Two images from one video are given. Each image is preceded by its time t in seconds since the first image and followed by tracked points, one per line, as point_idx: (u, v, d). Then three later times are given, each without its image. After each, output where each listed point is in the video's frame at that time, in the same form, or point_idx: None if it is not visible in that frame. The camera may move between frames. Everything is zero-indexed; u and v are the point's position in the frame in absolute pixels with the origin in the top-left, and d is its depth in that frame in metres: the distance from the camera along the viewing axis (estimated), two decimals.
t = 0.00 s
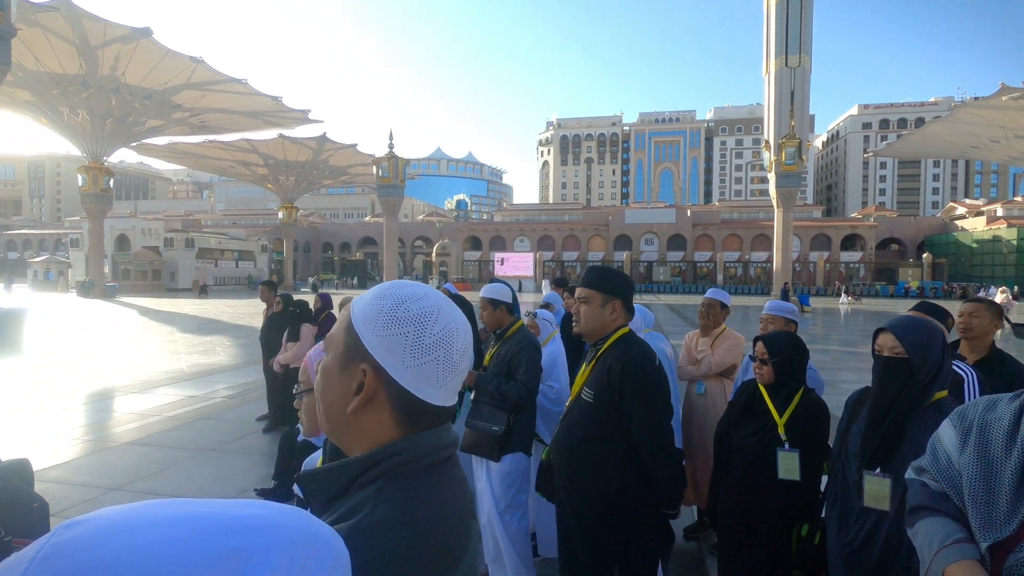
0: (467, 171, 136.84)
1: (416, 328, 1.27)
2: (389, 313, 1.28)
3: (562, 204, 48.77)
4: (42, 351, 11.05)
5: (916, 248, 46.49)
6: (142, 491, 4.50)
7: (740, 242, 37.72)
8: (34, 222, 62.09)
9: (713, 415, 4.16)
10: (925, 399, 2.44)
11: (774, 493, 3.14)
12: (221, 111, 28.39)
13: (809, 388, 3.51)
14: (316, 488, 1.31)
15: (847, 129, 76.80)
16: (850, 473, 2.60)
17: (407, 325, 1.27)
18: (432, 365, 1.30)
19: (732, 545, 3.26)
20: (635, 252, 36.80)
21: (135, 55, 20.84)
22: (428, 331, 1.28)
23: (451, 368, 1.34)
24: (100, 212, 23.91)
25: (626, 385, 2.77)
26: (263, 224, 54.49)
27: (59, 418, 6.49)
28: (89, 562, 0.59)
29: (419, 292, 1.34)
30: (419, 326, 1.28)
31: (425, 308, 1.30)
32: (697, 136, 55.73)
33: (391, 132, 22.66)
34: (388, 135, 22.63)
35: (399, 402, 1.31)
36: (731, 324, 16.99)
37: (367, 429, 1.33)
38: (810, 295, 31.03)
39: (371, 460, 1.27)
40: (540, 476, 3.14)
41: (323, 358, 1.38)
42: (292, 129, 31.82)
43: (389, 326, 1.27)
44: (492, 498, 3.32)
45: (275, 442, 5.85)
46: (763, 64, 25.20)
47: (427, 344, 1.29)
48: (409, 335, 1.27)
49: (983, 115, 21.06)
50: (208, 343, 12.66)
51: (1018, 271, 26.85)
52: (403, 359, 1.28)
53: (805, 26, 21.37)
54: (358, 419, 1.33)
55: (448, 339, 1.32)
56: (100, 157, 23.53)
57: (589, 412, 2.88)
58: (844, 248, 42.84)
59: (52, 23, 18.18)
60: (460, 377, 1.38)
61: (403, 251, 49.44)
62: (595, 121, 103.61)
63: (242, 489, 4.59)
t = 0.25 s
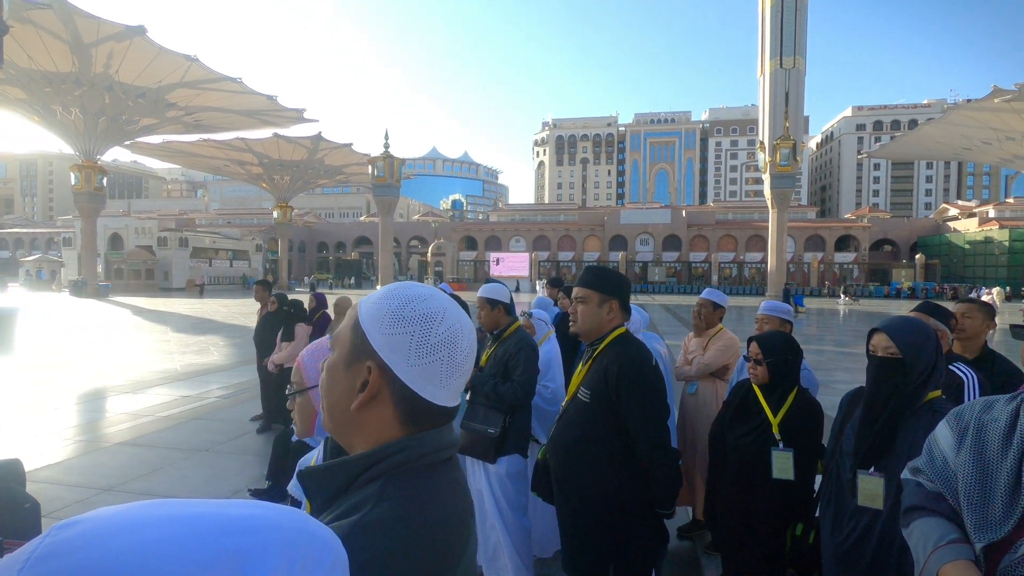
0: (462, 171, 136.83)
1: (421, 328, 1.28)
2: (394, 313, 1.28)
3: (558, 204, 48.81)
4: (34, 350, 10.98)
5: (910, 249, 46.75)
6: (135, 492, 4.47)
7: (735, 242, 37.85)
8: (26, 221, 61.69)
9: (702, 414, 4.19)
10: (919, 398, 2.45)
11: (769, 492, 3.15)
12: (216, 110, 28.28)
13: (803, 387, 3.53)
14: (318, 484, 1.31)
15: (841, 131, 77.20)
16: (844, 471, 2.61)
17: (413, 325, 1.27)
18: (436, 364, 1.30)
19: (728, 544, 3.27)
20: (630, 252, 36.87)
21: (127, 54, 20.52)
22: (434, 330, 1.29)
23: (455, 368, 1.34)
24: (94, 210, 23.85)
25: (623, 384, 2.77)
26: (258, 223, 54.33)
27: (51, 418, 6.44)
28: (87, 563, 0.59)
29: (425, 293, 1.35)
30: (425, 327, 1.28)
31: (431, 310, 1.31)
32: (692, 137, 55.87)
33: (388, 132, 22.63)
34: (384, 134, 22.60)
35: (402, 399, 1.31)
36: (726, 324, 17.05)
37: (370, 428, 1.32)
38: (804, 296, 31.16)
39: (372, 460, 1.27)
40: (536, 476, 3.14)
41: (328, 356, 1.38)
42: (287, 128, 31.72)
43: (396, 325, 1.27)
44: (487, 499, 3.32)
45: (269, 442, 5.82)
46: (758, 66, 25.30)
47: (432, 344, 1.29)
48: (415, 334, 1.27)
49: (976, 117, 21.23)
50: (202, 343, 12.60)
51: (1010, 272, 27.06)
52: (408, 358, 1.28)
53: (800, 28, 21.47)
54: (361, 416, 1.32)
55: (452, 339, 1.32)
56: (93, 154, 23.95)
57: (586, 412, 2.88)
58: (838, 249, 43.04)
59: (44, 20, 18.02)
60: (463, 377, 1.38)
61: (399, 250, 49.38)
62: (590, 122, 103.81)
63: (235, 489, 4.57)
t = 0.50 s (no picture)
0: (457, 171, 136.82)
1: (421, 328, 1.28)
2: (396, 312, 1.29)
3: (553, 205, 48.88)
4: (25, 351, 10.91)
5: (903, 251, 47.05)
6: (128, 493, 4.44)
7: (730, 244, 37.98)
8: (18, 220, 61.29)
9: (693, 415, 4.19)
10: (912, 398, 2.47)
11: (763, 491, 3.16)
12: (210, 109, 28.17)
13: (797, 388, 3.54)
14: (315, 483, 1.30)
15: (835, 133, 77.64)
16: (837, 471, 2.63)
17: (413, 324, 1.28)
18: (436, 364, 1.30)
19: (721, 545, 3.29)
20: (626, 254, 36.96)
21: (121, 53, 20.35)
22: (434, 331, 1.29)
23: (455, 368, 1.34)
24: (87, 210, 23.76)
25: (619, 384, 2.77)
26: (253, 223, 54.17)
27: (42, 419, 6.39)
28: (75, 565, 0.58)
29: (426, 295, 1.35)
30: (426, 326, 1.29)
31: (431, 311, 1.32)
32: (687, 138, 56.09)
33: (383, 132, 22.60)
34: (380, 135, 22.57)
35: (401, 397, 1.30)
36: (720, 325, 17.10)
37: (368, 426, 1.32)
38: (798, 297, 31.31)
39: (369, 458, 1.26)
40: (532, 476, 3.15)
41: (328, 354, 1.37)
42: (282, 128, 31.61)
43: (396, 325, 1.28)
44: (484, 501, 3.32)
45: (263, 443, 5.79)
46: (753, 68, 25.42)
47: (433, 344, 1.29)
48: (414, 335, 1.27)
49: (969, 120, 21.39)
50: (196, 343, 12.56)
51: (1001, 273, 27.24)
52: (406, 357, 1.28)
53: (794, 30, 21.59)
54: (360, 414, 1.32)
55: (452, 339, 1.33)
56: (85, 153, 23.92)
57: (582, 412, 2.89)
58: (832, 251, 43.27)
59: (37, 18, 17.86)
60: (462, 379, 1.38)
61: (394, 251, 49.31)
62: (585, 123, 104.04)
63: (229, 490, 4.55)
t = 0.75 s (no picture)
0: (453, 172, 136.83)
1: (412, 328, 1.28)
2: (387, 311, 1.29)
3: (549, 206, 48.93)
4: (18, 351, 10.86)
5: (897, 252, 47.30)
6: (121, 494, 4.42)
7: (725, 245, 38.11)
8: (11, 220, 60.96)
9: (685, 415, 4.20)
10: (905, 400, 2.48)
11: (756, 492, 3.18)
12: (205, 109, 28.08)
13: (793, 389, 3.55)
14: (304, 484, 1.30)
15: (829, 135, 78.02)
16: (831, 471, 2.63)
17: (405, 325, 1.28)
18: (427, 364, 1.30)
19: (715, 545, 3.30)
20: (621, 254, 37.03)
21: (115, 52, 20.21)
22: (424, 333, 1.29)
23: (446, 370, 1.34)
24: (80, 209, 23.67)
25: (614, 385, 2.78)
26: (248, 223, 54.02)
27: (34, 420, 6.35)
28: (61, 567, 0.58)
29: (419, 296, 1.35)
30: (416, 327, 1.28)
31: (423, 312, 1.31)
32: (682, 140, 56.27)
33: (379, 132, 22.57)
34: (376, 135, 22.54)
35: (391, 397, 1.30)
36: (716, 326, 17.13)
37: (358, 425, 1.32)
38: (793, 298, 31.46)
39: (358, 459, 1.26)
40: (528, 478, 3.15)
41: (319, 354, 1.37)
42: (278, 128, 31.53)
43: (386, 325, 1.28)
44: (482, 503, 3.33)
45: (257, 443, 5.78)
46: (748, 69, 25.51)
47: (423, 345, 1.29)
48: (405, 335, 1.28)
49: (963, 122, 21.53)
50: (190, 343, 12.52)
51: (994, 274, 27.29)
52: (397, 357, 1.28)
53: (789, 32, 21.69)
54: (350, 413, 1.32)
55: (443, 340, 1.33)
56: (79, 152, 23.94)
57: (577, 413, 2.89)
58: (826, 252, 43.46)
59: (29, 16, 17.70)
60: (454, 380, 1.38)
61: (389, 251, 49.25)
62: (581, 124, 104.21)
63: (223, 491, 4.53)
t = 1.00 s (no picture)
0: (451, 171, 136.86)
1: (404, 324, 1.28)
2: (378, 310, 1.28)
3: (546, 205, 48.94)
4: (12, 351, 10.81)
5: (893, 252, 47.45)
6: (118, 494, 4.40)
7: (722, 244, 38.17)
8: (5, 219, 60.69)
9: (682, 414, 4.20)
10: (902, 398, 2.49)
11: (754, 491, 3.18)
12: (202, 108, 27.99)
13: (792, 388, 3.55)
14: (298, 484, 1.29)
15: (826, 135, 78.23)
16: (829, 470, 2.63)
17: (397, 321, 1.27)
18: (418, 362, 1.30)
19: (713, 544, 3.30)
20: (618, 254, 37.07)
21: (111, 51, 19.98)
22: (416, 328, 1.29)
23: (438, 366, 1.34)
24: (76, 208, 23.61)
25: (612, 383, 2.78)
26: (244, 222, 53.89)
27: (29, 420, 6.32)
28: (63, 565, 0.57)
29: (411, 293, 1.34)
30: (408, 323, 1.28)
31: (414, 307, 1.31)
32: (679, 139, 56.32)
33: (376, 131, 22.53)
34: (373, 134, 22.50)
35: (383, 395, 1.30)
36: (713, 325, 17.15)
37: (349, 423, 1.32)
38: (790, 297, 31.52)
39: (353, 458, 1.26)
40: (526, 478, 3.15)
41: (311, 352, 1.37)
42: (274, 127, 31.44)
43: (378, 321, 1.27)
44: (482, 504, 3.35)
45: (254, 443, 5.76)
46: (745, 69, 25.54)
47: (414, 341, 1.29)
48: (397, 331, 1.27)
49: (959, 122, 21.60)
50: (186, 343, 12.48)
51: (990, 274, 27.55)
52: (389, 355, 1.28)
53: (786, 32, 21.72)
54: (341, 411, 1.32)
55: (436, 336, 1.32)
56: (75, 151, 24.05)
57: (575, 411, 2.89)
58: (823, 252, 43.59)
59: (23, 14, 17.52)
60: (446, 377, 1.38)
61: (386, 251, 49.18)
62: (579, 124, 104.22)
63: (220, 491, 4.52)
